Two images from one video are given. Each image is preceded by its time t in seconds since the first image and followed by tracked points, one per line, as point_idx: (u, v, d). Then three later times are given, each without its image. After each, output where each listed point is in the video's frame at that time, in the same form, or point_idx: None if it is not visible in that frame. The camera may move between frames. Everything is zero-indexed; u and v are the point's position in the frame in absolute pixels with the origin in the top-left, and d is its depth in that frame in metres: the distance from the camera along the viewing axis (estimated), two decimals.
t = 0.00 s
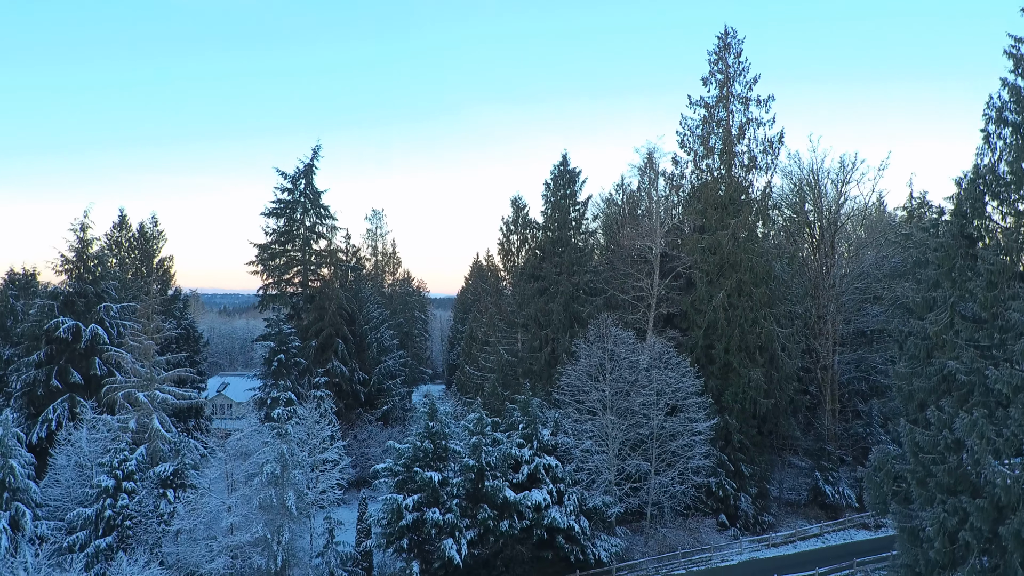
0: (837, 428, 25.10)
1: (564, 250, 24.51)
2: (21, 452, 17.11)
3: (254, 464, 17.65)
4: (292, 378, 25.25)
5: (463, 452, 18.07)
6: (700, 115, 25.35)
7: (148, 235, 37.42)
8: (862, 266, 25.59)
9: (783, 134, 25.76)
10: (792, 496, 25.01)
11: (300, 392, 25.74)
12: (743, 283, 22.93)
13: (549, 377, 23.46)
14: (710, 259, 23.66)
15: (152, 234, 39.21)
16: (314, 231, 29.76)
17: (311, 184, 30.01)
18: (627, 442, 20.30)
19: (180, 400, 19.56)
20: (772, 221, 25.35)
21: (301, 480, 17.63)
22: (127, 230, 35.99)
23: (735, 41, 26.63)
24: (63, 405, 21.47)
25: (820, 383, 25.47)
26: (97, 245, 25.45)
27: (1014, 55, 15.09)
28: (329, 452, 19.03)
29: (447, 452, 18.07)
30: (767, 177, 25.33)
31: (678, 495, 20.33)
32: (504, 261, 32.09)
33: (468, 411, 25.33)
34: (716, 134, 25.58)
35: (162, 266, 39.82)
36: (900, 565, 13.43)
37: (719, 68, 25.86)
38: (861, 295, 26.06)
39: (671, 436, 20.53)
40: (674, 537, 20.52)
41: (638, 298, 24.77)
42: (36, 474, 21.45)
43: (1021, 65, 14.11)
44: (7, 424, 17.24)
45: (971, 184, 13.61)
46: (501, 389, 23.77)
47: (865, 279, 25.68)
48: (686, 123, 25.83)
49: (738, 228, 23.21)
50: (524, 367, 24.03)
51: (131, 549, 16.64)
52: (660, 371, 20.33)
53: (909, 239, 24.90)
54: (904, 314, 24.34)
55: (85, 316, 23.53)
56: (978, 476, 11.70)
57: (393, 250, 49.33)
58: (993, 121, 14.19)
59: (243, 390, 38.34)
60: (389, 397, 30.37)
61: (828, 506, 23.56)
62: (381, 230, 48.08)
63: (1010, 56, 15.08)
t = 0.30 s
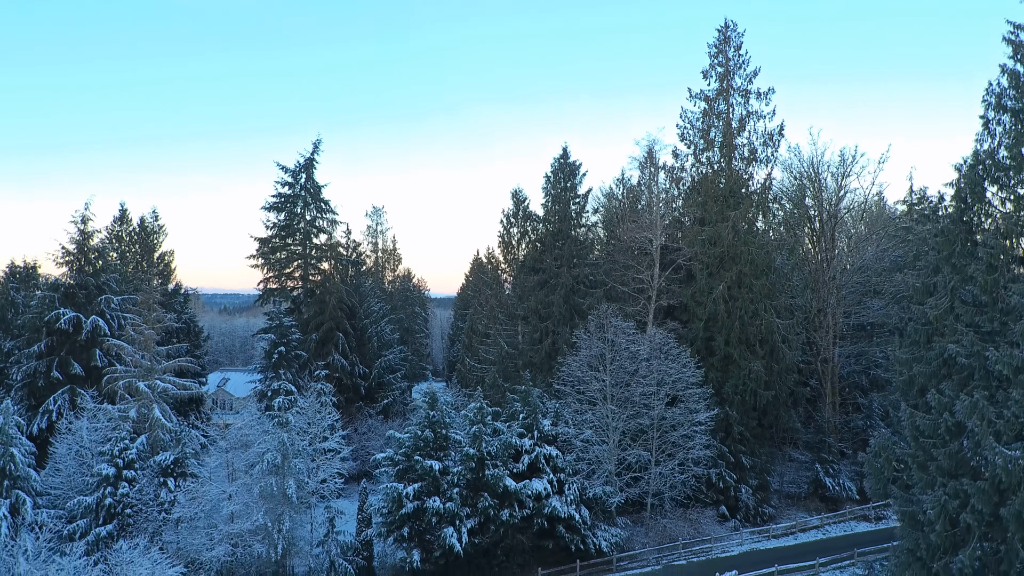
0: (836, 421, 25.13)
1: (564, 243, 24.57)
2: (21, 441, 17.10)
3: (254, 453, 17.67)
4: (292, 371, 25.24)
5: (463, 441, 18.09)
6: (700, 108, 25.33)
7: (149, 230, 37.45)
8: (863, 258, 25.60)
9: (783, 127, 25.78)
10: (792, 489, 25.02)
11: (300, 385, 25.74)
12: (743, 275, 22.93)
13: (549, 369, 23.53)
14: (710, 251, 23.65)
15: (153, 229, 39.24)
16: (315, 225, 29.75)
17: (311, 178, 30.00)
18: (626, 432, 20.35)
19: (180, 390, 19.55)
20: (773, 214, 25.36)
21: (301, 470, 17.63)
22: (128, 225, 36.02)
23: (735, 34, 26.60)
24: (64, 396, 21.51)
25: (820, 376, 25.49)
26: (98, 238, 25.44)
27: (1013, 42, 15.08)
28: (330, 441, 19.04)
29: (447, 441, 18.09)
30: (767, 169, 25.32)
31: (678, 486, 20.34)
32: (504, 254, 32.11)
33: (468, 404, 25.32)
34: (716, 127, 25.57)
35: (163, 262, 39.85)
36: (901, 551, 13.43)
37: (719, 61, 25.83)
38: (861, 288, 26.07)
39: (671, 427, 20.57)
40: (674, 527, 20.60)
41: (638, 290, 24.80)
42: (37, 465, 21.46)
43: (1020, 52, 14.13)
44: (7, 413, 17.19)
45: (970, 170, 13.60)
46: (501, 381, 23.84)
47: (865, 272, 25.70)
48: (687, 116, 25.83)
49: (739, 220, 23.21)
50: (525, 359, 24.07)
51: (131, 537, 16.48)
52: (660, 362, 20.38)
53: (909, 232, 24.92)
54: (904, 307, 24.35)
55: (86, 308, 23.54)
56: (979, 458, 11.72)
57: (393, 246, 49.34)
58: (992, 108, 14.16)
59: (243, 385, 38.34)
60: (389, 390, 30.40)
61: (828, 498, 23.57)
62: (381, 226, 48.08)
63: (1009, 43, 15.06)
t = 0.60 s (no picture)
0: (836, 414, 25.16)
1: (564, 235, 24.62)
2: (21, 430, 17.09)
3: (254, 442, 17.66)
4: (292, 365, 25.25)
5: (463, 431, 18.09)
6: (700, 102, 25.33)
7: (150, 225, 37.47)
8: (862, 251, 25.62)
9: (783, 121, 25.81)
10: (792, 482, 25.03)
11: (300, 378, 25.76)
12: (743, 268, 22.94)
13: (549, 362, 23.58)
14: (710, 244, 23.66)
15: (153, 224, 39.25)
16: (315, 219, 29.75)
17: (311, 173, 30.00)
18: (626, 423, 20.37)
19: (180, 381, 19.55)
20: (773, 207, 25.38)
21: (302, 459, 17.64)
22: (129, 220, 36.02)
23: (735, 28, 26.61)
24: (64, 388, 21.52)
25: (820, 369, 25.51)
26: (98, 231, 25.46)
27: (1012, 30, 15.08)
28: (330, 431, 19.04)
29: (447, 430, 18.10)
30: (767, 163, 25.33)
31: (678, 477, 20.34)
32: (505, 249, 32.10)
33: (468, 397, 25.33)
34: (716, 121, 25.59)
35: (163, 257, 39.87)
36: (900, 537, 13.44)
37: (719, 55, 25.83)
38: (861, 281, 26.09)
39: (671, 418, 20.58)
40: (674, 519, 20.60)
41: (638, 282, 24.83)
42: (37, 457, 21.49)
43: (1019, 39, 14.16)
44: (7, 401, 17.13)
45: (969, 157, 13.61)
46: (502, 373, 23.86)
47: (864, 265, 25.73)
48: (687, 109, 25.85)
49: (739, 212, 23.21)
50: (525, 352, 24.12)
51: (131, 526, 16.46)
52: (660, 352, 20.40)
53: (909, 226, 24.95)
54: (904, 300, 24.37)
55: (86, 300, 23.54)
56: (979, 442, 11.73)
57: (393, 243, 49.35)
58: (990, 95, 14.17)
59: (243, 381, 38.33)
60: (389, 384, 30.42)
61: (828, 491, 23.57)
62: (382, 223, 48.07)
63: (1007, 31, 15.07)
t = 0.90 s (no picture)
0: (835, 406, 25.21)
1: (564, 228, 24.68)
2: (21, 420, 17.10)
3: (254, 432, 17.68)
4: (293, 358, 25.27)
5: (463, 420, 18.11)
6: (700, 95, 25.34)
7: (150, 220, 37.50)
8: (862, 244, 25.64)
9: (782, 114, 25.82)
10: (791, 475, 25.06)
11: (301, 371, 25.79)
12: (743, 260, 22.96)
13: (549, 354, 23.64)
14: (710, 237, 23.68)
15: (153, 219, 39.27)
16: (315, 213, 29.75)
17: (311, 167, 29.99)
18: (626, 414, 20.40)
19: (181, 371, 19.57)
20: (772, 200, 25.41)
21: (302, 449, 17.65)
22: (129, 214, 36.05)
23: (734, 21, 26.59)
24: (64, 379, 21.55)
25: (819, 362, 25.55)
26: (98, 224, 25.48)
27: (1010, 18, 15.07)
28: (330, 421, 19.06)
29: (448, 420, 18.11)
30: (767, 156, 25.34)
31: (678, 468, 20.37)
32: (505, 243, 32.13)
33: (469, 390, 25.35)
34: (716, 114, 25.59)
35: (163, 253, 39.88)
36: (901, 523, 13.45)
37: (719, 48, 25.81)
38: (860, 274, 26.12)
39: (671, 409, 20.61)
40: (674, 510, 20.63)
41: (638, 275, 24.88)
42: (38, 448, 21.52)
43: (1018, 26, 14.16)
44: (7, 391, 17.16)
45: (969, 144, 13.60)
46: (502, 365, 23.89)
47: (864, 258, 25.75)
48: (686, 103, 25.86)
49: (739, 205, 23.24)
50: (525, 345, 24.19)
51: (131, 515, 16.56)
52: (660, 343, 20.43)
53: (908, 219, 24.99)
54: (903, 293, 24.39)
55: (86, 293, 23.56)
56: (979, 425, 11.76)
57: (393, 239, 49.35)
58: (989, 82, 14.16)
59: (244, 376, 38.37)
60: (390, 378, 30.45)
61: (828, 483, 23.58)
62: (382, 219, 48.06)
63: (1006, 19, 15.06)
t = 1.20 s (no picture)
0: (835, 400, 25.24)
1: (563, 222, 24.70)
2: (20, 411, 17.07)
3: (255, 422, 17.66)
4: (293, 352, 25.27)
5: (463, 411, 18.12)
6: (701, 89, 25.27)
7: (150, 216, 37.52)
8: (861, 239, 25.66)
9: (782, 109, 25.82)
10: (792, 469, 25.05)
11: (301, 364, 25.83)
12: (743, 253, 22.95)
13: (549, 346, 23.69)
14: (710, 230, 23.67)
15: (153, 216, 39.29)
16: (315, 208, 29.75)
17: (312, 162, 29.98)
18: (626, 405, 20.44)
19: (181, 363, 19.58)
20: (772, 194, 25.42)
21: (302, 439, 17.65)
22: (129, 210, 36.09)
23: (734, 15, 26.56)
24: (64, 372, 21.57)
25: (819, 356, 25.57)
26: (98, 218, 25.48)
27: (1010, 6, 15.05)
28: (330, 412, 19.06)
29: (448, 411, 18.13)
30: (767, 150, 25.36)
31: (678, 460, 20.37)
32: (505, 238, 32.16)
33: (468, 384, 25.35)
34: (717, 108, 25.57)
35: (164, 249, 39.91)
36: (901, 511, 13.44)
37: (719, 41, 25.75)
38: (862, 269, 26.18)
39: (671, 400, 20.63)
40: (674, 502, 20.62)
41: (638, 268, 24.97)
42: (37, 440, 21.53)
43: (1017, 14, 14.16)
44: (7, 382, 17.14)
45: (969, 132, 13.59)
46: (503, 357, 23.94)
47: (864, 252, 25.79)
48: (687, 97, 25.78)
49: (739, 198, 23.25)
50: (524, 337, 24.26)
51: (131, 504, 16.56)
52: (660, 334, 20.45)
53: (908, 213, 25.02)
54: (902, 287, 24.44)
55: (86, 286, 23.58)
56: (979, 411, 11.78)
57: (393, 236, 49.37)
58: (989, 71, 14.15)
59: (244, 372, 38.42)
60: (390, 373, 30.46)
61: (829, 477, 23.57)
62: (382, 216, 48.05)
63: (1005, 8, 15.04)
